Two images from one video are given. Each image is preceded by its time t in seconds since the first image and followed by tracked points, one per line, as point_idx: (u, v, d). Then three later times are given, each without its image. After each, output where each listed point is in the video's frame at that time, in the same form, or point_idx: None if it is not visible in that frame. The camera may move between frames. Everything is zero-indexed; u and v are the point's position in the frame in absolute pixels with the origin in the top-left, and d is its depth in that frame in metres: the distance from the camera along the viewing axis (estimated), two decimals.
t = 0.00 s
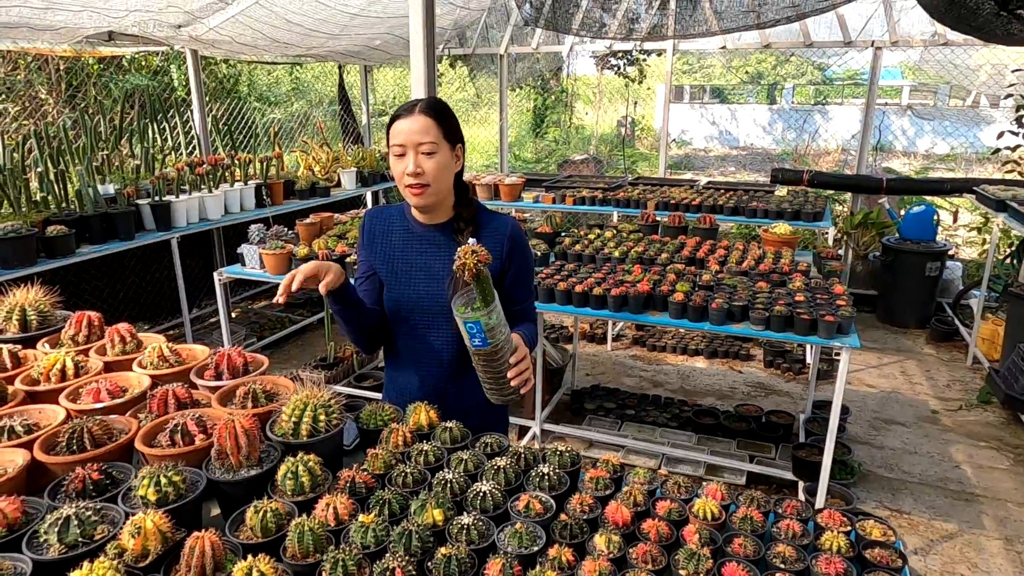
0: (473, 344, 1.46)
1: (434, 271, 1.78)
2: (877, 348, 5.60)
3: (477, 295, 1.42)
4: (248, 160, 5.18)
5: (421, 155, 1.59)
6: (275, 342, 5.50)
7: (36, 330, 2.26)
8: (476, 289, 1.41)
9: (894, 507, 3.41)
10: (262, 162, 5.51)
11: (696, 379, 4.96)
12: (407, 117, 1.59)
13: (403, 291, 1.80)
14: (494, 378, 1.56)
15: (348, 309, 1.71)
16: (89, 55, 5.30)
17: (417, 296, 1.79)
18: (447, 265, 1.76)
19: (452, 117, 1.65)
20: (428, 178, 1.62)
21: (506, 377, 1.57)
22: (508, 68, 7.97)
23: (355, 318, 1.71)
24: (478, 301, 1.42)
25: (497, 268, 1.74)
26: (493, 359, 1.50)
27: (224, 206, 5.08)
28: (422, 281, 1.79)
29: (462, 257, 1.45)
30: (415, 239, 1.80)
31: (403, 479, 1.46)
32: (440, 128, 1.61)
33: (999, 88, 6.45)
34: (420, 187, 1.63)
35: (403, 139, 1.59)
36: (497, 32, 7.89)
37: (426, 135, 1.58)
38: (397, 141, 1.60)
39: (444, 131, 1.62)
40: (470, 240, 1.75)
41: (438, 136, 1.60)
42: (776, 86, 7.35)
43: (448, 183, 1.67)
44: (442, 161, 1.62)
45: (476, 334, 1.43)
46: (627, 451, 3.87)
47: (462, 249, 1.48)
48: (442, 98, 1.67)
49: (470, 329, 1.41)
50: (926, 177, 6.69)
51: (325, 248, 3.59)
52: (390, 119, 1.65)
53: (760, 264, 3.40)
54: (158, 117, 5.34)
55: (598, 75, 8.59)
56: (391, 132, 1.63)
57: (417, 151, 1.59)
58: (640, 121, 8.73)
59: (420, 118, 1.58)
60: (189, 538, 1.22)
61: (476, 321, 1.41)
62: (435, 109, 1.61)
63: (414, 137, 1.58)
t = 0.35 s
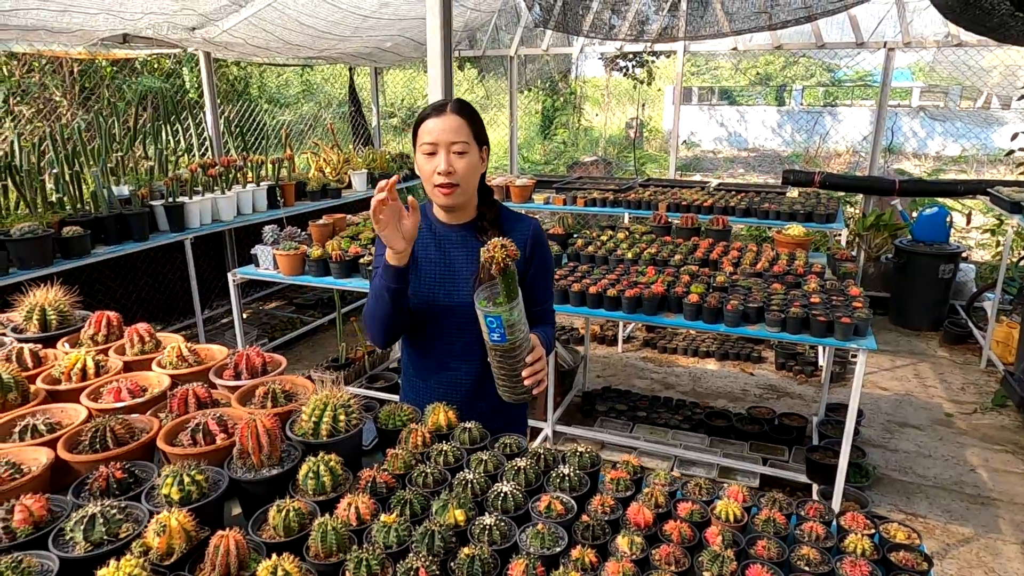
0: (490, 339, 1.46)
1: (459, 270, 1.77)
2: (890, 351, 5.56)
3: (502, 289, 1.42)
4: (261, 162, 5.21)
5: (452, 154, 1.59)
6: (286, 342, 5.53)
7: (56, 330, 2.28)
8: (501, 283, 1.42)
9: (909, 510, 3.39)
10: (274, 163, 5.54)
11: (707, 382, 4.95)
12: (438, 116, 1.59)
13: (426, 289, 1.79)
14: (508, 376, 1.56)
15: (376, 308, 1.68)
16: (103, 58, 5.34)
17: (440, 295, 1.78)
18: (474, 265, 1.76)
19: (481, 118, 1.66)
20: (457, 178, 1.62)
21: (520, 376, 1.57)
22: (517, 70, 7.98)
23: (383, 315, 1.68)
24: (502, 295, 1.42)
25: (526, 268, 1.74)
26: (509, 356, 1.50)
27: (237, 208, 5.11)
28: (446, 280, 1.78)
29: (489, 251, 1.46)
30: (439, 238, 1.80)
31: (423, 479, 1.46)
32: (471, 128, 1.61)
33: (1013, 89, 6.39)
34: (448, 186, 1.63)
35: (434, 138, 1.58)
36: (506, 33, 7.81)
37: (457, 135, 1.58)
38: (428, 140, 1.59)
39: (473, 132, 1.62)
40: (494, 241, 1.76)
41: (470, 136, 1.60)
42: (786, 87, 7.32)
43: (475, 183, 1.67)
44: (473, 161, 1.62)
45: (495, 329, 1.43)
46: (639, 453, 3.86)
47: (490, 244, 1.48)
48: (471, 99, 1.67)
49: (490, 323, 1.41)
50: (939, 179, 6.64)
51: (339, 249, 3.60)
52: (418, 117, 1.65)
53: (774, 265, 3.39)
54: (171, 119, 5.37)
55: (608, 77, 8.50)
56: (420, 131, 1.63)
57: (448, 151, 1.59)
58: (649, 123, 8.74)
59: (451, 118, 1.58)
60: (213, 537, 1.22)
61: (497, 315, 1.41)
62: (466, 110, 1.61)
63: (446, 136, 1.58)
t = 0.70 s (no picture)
0: (500, 343, 1.47)
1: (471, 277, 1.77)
2: (899, 355, 5.53)
3: (515, 294, 1.43)
4: (270, 164, 5.24)
5: (463, 164, 1.60)
6: (295, 344, 5.56)
7: (68, 333, 2.31)
8: (515, 288, 1.43)
9: (918, 516, 3.37)
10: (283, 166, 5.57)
11: (715, 385, 4.94)
12: (449, 127, 1.59)
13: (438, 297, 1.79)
14: (514, 380, 1.56)
15: (394, 320, 1.66)
16: (114, 61, 5.39)
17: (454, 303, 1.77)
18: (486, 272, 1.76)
19: (491, 127, 1.67)
20: (468, 188, 1.63)
21: (527, 381, 1.57)
22: (524, 72, 7.99)
23: (409, 327, 1.63)
24: (515, 301, 1.43)
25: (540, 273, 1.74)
26: (517, 360, 1.50)
27: (246, 210, 5.14)
28: (458, 287, 1.78)
29: (506, 258, 1.47)
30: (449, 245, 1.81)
31: (431, 484, 1.47)
32: (481, 138, 1.62)
33: None
34: (460, 197, 1.64)
35: (445, 149, 1.59)
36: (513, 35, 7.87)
37: (469, 146, 1.59)
38: (440, 152, 1.60)
39: (483, 142, 1.63)
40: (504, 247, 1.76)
41: (482, 148, 1.61)
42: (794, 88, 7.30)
43: (486, 193, 1.69)
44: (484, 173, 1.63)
45: (506, 334, 1.44)
46: (646, 457, 3.85)
47: (506, 249, 1.49)
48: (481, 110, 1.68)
49: (500, 327, 1.43)
50: (949, 181, 6.60)
51: (347, 253, 3.63)
52: (428, 127, 1.65)
53: (782, 269, 3.39)
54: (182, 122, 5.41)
55: (615, 79, 8.52)
56: (430, 141, 1.63)
57: (460, 162, 1.60)
58: (656, 125, 8.74)
59: (462, 129, 1.59)
60: (223, 541, 1.23)
61: (507, 319, 1.42)
62: (476, 121, 1.62)
63: (458, 147, 1.58)
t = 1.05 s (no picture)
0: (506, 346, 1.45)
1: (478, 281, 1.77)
2: (911, 359, 5.47)
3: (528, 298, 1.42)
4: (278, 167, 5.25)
5: (462, 164, 1.59)
6: (302, 346, 5.57)
7: (75, 335, 2.31)
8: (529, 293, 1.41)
9: (930, 522, 3.33)
10: (291, 168, 5.59)
11: (723, 389, 4.90)
12: (448, 127, 1.59)
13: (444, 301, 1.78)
14: (516, 385, 1.52)
15: (403, 327, 1.64)
16: (124, 64, 5.42)
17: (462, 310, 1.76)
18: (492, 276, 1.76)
19: (489, 126, 1.65)
20: (468, 188, 1.62)
21: (529, 386, 1.54)
22: (532, 75, 7.98)
23: (419, 334, 1.62)
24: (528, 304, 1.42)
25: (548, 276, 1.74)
26: (522, 365, 1.47)
27: (254, 213, 5.15)
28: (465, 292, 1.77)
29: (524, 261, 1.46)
30: (454, 249, 1.81)
31: (436, 488, 1.46)
32: (480, 138, 1.61)
33: None
34: (459, 197, 1.63)
35: (444, 149, 1.58)
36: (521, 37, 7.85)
37: (468, 145, 1.58)
38: (439, 152, 1.59)
39: (483, 141, 1.62)
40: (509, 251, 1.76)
41: (480, 147, 1.60)
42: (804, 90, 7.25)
43: (487, 193, 1.68)
44: (483, 172, 1.62)
45: (513, 337, 1.42)
46: (654, 460, 3.83)
47: (525, 254, 1.49)
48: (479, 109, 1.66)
49: (509, 331, 1.40)
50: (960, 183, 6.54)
51: (354, 255, 3.63)
52: (428, 127, 1.65)
53: (791, 272, 3.36)
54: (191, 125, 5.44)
55: (623, 80, 8.51)
56: (430, 141, 1.63)
57: (458, 161, 1.59)
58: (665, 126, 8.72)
59: (461, 129, 1.58)
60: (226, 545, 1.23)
61: (516, 323, 1.40)
62: (474, 120, 1.61)
63: (456, 147, 1.58)
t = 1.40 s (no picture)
0: (525, 345, 1.46)
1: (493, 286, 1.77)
2: (925, 362, 5.42)
3: (548, 296, 1.42)
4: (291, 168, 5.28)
5: (472, 165, 1.59)
6: (314, 346, 5.59)
7: (94, 336, 2.33)
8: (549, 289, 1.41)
9: (945, 527, 3.29)
10: (304, 169, 5.61)
11: (735, 391, 4.88)
12: (458, 128, 1.60)
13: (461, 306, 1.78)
14: (534, 386, 1.52)
15: (421, 335, 1.65)
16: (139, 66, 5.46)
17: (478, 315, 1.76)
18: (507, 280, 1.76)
19: (498, 127, 1.66)
20: (479, 188, 1.61)
21: (548, 387, 1.53)
22: (543, 75, 7.97)
23: (437, 343, 1.63)
24: (547, 301, 1.43)
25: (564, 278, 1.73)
26: (541, 365, 1.47)
27: (267, 213, 5.18)
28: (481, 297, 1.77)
29: (545, 256, 1.47)
30: (469, 254, 1.81)
31: (455, 492, 1.46)
32: (490, 138, 1.62)
33: None
34: (471, 197, 1.63)
35: (454, 150, 1.59)
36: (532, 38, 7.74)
37: (477, 145, 1.59)
38: (449, 153, 1.60)
39: (492, 141, 1.63)
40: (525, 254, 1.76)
41: (489, 146, 1.60)
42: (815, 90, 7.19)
43: (499, 193, 1.67)
44: (494, 171, 1.62)
45: (532, 335, 1.43)
46: (666, 463, 3.82)
47: (544, 249, 1.49)
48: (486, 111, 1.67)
49: (528, 328, 1.41)
50: (976, 185, 6.47)
51: (367, 256, 3.64)
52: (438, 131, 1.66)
53: (806, 275, 3.34)
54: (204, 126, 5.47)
55: (633, 81, 8.49)
56: (440, 144, 1.64)
57: (467, 161, 1.59)
58: (675, 126, 8.69)
59: (470, 129, 1.59)
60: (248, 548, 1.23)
61: (536, 320, 1.41)
62: (482, 120, 1.62)
63: (465, 147, 1.58)
